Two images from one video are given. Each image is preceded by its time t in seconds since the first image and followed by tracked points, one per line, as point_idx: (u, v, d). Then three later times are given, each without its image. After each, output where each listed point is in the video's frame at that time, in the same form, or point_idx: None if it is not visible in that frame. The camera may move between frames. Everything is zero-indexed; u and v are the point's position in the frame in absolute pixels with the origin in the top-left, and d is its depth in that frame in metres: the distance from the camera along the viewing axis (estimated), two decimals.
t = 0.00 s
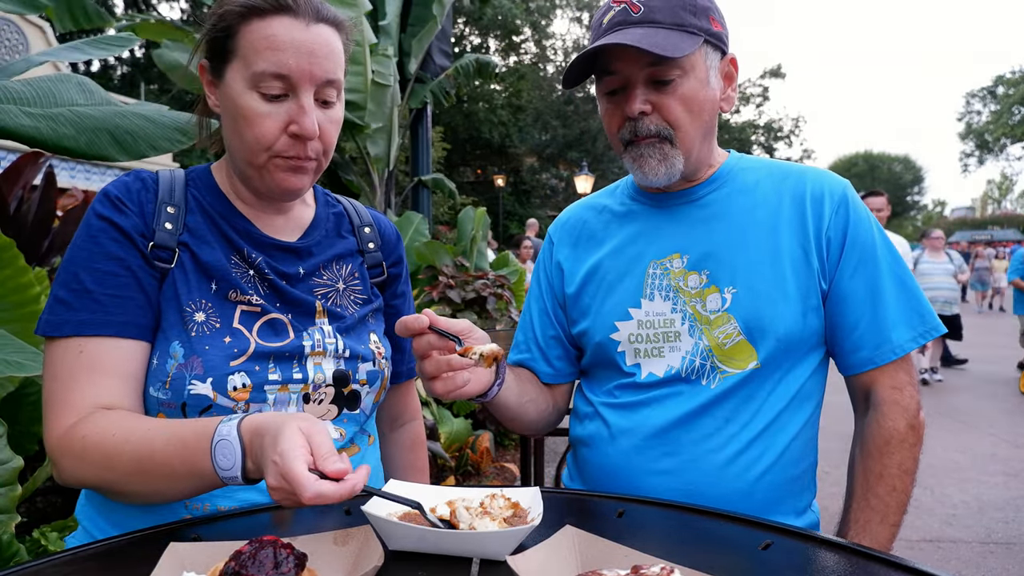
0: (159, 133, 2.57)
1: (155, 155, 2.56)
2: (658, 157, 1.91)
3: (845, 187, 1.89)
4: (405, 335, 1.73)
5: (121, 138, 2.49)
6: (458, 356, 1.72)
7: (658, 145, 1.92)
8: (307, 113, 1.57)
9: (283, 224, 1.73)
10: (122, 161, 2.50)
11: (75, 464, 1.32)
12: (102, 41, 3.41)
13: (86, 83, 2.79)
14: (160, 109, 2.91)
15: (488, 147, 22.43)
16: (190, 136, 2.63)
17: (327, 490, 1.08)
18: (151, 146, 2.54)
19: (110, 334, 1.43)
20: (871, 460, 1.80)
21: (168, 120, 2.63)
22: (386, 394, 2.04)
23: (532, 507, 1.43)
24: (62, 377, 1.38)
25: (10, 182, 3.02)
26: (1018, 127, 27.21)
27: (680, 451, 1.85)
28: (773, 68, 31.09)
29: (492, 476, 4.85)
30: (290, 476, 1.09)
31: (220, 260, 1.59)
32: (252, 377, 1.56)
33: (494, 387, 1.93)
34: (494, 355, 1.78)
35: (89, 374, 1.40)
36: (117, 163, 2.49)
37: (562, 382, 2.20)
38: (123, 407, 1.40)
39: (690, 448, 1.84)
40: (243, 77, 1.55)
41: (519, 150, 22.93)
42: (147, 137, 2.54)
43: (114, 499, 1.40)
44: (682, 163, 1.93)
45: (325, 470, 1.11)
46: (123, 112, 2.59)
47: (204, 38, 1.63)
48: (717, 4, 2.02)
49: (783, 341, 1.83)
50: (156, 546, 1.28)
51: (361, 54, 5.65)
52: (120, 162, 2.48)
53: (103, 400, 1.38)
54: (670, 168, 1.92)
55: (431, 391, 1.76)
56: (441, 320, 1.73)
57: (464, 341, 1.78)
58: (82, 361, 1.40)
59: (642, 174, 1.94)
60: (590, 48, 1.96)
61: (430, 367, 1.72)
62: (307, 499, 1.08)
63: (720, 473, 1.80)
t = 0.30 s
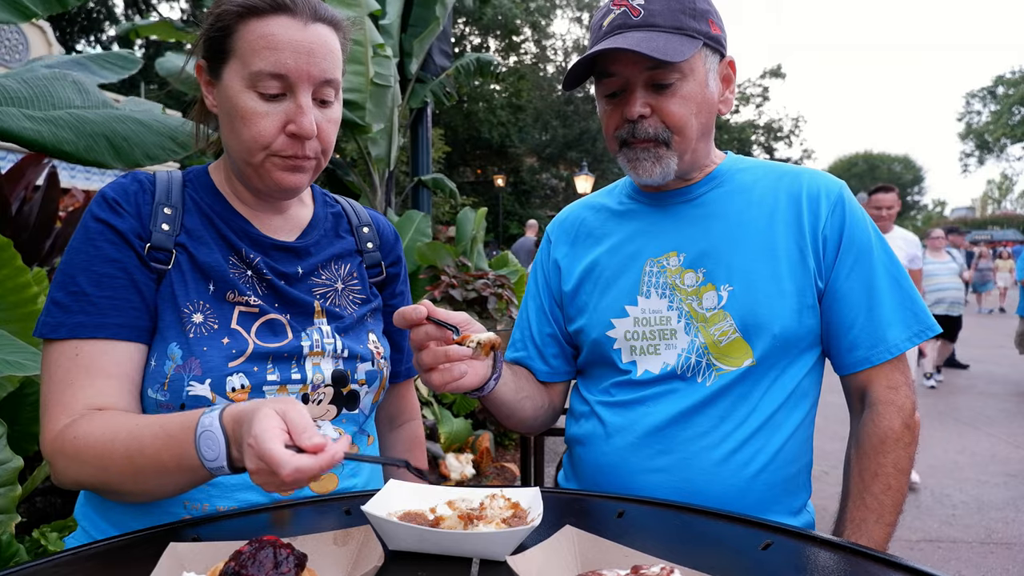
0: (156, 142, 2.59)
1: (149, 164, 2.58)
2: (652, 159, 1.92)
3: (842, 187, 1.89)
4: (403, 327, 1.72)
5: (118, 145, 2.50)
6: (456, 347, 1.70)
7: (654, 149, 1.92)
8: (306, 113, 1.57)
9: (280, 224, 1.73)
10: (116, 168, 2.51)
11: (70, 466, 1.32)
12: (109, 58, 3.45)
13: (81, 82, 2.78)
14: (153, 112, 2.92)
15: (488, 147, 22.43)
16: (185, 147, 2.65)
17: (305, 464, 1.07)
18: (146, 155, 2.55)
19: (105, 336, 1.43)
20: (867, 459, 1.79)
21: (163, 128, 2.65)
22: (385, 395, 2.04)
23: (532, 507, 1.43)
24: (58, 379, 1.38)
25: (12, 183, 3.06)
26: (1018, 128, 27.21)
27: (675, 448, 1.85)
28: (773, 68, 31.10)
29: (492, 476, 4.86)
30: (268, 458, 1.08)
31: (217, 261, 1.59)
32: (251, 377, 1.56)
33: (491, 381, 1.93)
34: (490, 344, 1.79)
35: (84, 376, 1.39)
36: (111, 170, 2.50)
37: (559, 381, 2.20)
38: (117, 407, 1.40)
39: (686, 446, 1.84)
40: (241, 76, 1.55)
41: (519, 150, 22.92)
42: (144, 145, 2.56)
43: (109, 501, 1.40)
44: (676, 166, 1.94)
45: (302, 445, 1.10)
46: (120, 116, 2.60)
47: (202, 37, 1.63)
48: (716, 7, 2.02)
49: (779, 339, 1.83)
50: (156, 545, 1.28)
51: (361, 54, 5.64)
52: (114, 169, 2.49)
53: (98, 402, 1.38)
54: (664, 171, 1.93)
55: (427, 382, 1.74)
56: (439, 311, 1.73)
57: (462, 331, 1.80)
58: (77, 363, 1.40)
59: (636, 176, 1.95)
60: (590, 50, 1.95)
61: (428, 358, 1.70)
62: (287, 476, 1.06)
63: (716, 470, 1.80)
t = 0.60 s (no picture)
0: (156, 134, 2.58)
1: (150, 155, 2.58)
2: (653, 154, 1.91)
3: (839, 189, 1.89)
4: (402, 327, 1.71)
5: (117, 137, 2.49)
6: (455, 348, 1.70)
7: (655, 144, 1.92)
8: (305, 111, 1.56)
9: (277, 224, 1.73)
10: (116, 160, 2.51)
11: (55, 468, 1.32)
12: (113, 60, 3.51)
13: (85, 72, 2.78)
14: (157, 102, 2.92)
15: (488, 147, 22.43)
16: (185, 139, 2.64)
17: (265, 431, 1.10)
18: (147, 147, 2.55)
19: (99, 336, 1.43)
20: (864, 459, 1.79)
21: (164, 118, 2.64)
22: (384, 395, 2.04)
23: (532, 507, 1.43)
24: (51, 380, 1.38)
25: (13, 183, 3.06)
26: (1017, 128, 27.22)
27: (672, 448, 1.85)
28: (773, 68, 31.10)
29: (491, 476, 4.86)
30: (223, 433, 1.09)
31: (215, 261, 1.59)
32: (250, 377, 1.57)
33: (490, 381, 1.92)
34: (492, 345, 1.79)
35: (76, 377, 1.39)
36: (112, 162, 2.50)
37: (557, 380, 2.20)
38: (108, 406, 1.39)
39: (683, 446, 1.84)
40: (240, 75, 1.55)
41: (519, 149, 22.92)
42: (144, 138, 2.55)
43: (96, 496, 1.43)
44: (675, 162, 1.93)
45: (257, 415, 1.12)
46: (121, 107, 2.59)
47: (200, 36, 1.62)
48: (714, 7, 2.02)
49: (777, 339, 1.83)
50: (157, 545, 1.28)
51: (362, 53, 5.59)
52: (115, 161, 2.50)
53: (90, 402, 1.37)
54: (663, 166, 1.92)
55: (427, 383, 1.73)
56: (438, 312, 1.72)
57: (462, 333, 1.80)
58: (71, 364, 1.39)
59: (635, 173, 1.94)
60: (588, 50, 1.95)
61: (427, 359, 1.70)
62: (249, 447, 1.09)
63: (714, 470, 1.79)
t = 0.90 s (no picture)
0: (156, 130, 2.57)
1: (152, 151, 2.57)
2: (648, 153, 1.92)
3: (838, 189, 1.90)
4: (403, 325, 1.71)
5: (118, 135, 2.49)
6: (456, 346, 1.70)
7: (650, 143, 1.92)
8: (303, 106, 1.56)
9: (275, 223, 1.73)
10: (117, 157, 2.50)
11: (49, 467, 1.33)
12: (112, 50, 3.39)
13: (81, 78, 2.79)
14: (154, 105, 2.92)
15: (488, 147, 22.44)
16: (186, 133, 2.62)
17: (259, 408, 1.10)
18: (148, 143, 2.54)
19: (96, 336, 1.43)
20: (863, 459, 1.79)
21: (163, 116, 2.63)
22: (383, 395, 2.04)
23: (531, 507, 1.43)
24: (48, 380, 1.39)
25: (13, 183, 3.07)
26: (1017, 129, 27.23)
27: (671, 448, 1.85)
28: (773, 68, 31.11)
29: (492, 476, 4.86)
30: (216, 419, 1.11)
31: (212, 260, 1.59)
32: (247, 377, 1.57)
33: (490, 380, 1.92)
34: (493, 343, 1.79)
35: (73, 377, 1.39)
36: (113, 159, 2.49)
37: (557, 380, 2.20)
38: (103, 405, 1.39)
39: (682, 446, 1.84)
40: (237, 71, 1.55)
41: (519, 150, 22.92)
42: (144, 133, 2.54)
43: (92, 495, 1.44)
44: (670, 161, 1.93)
45: (249, 394, 1.13)
46: (119, 108, 2.60)
47: (198, 34, 1.63)
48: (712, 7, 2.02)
49: (776, 339, 1.83)
50: (155, 545, 1.28)
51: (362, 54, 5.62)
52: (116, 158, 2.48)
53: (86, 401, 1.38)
54: (657, 166, 1.93)
55: (428, 381, 1.74)
56: (439, 310, 1.73)
57: (462, 330, 1.79)
58: (67, 364, 1.40)
59: (631, 171, 1.95)
60: (586, 47, 1.96)
61: (428, 357, 1.71)
62: (245, 424, 1.10)
63: (712, 470, 1.80)
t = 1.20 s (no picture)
0: (150, 144, 2.60)
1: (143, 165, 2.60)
2: (641, 161, 1.92)
3: (839, 189, 1.90)
4: (404, 323, 1.70)
5: (113, 145, 2.50)
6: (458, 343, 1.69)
7: (642, 151, 1.92)
8: (322, 96, 1.57)
9: (276, 224, 1.73)
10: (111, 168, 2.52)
11: (48, 470, 1.33)
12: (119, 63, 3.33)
13: (77, 78, 2.77)
14: (149, 109, 2.93)
15: (488, 147, 22.44)
16: (179, 151, 2.67)
17: (253, 403, 1.10)
18: (141, 157, 2.57)
19: (93, 339, 1.43)
20: (864, 459, 1.79)
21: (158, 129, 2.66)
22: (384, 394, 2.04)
23: (531, 507, 1.43)
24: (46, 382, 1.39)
25: (13, 183, 3.07)
26: (1017, 129, 27.23)
27: (672, 448, 1.85)
28: (773, 68, 31.11)
29: (491, 476, 4.86)
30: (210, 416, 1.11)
31: (210, 262, 1.59)
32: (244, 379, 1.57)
33: (492, 379, 1.92)
34: (495, 339, 1.79)
35: (72, 379, 1.39)
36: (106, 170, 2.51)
37: (557, 380, 2.20)
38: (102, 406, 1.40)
39: (682, 446, 1.84)
40: (254, 64, 1.55)
41: (519, 150, 22.91)
42: (138, 147, 2.57)
43: (92, 496, 1.44)
44: (662, 170, 1.93)
45: (244, 389, 1.13)
46: (115, 115, 2.60)
47: (202, 32, 1.62)
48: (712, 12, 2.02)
49: (777, 339, 1.83)
50: (155, 545, 1.28)
51: (362, 54, 5.62)
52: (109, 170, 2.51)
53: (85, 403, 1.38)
54: (651, 174, 1.92)
55: (429, 379, 1.73)
56: (441, 307, 1.73)
57: (465, 328, 1.78)
58: (66, 366, 1.40)
59: (624, 179, 1.95)
60: (583, 48, 1.97)
61: (430, 355, 1.69)
62: (239, 420, 1.10)
63: (712, 470, 1.80)
